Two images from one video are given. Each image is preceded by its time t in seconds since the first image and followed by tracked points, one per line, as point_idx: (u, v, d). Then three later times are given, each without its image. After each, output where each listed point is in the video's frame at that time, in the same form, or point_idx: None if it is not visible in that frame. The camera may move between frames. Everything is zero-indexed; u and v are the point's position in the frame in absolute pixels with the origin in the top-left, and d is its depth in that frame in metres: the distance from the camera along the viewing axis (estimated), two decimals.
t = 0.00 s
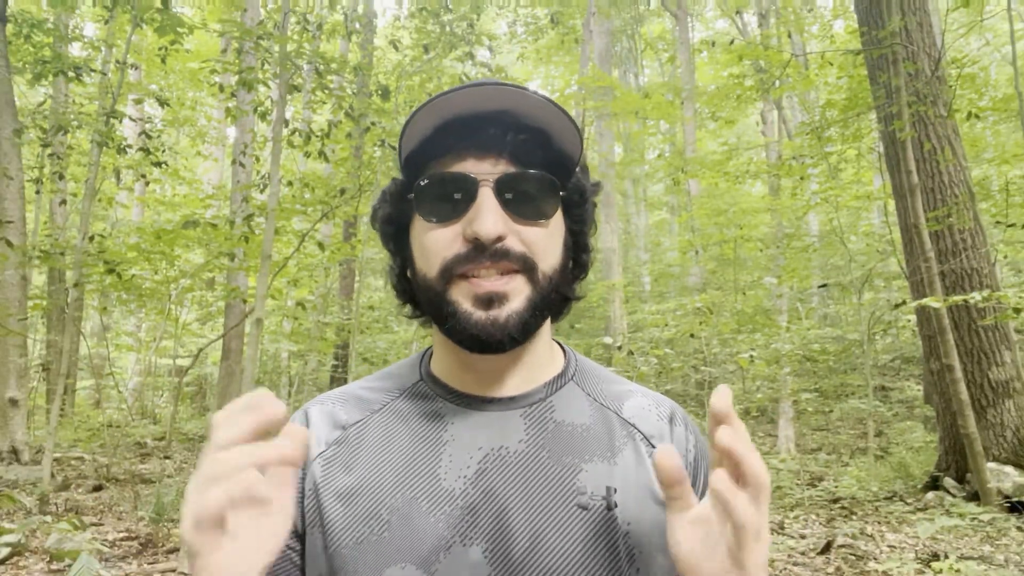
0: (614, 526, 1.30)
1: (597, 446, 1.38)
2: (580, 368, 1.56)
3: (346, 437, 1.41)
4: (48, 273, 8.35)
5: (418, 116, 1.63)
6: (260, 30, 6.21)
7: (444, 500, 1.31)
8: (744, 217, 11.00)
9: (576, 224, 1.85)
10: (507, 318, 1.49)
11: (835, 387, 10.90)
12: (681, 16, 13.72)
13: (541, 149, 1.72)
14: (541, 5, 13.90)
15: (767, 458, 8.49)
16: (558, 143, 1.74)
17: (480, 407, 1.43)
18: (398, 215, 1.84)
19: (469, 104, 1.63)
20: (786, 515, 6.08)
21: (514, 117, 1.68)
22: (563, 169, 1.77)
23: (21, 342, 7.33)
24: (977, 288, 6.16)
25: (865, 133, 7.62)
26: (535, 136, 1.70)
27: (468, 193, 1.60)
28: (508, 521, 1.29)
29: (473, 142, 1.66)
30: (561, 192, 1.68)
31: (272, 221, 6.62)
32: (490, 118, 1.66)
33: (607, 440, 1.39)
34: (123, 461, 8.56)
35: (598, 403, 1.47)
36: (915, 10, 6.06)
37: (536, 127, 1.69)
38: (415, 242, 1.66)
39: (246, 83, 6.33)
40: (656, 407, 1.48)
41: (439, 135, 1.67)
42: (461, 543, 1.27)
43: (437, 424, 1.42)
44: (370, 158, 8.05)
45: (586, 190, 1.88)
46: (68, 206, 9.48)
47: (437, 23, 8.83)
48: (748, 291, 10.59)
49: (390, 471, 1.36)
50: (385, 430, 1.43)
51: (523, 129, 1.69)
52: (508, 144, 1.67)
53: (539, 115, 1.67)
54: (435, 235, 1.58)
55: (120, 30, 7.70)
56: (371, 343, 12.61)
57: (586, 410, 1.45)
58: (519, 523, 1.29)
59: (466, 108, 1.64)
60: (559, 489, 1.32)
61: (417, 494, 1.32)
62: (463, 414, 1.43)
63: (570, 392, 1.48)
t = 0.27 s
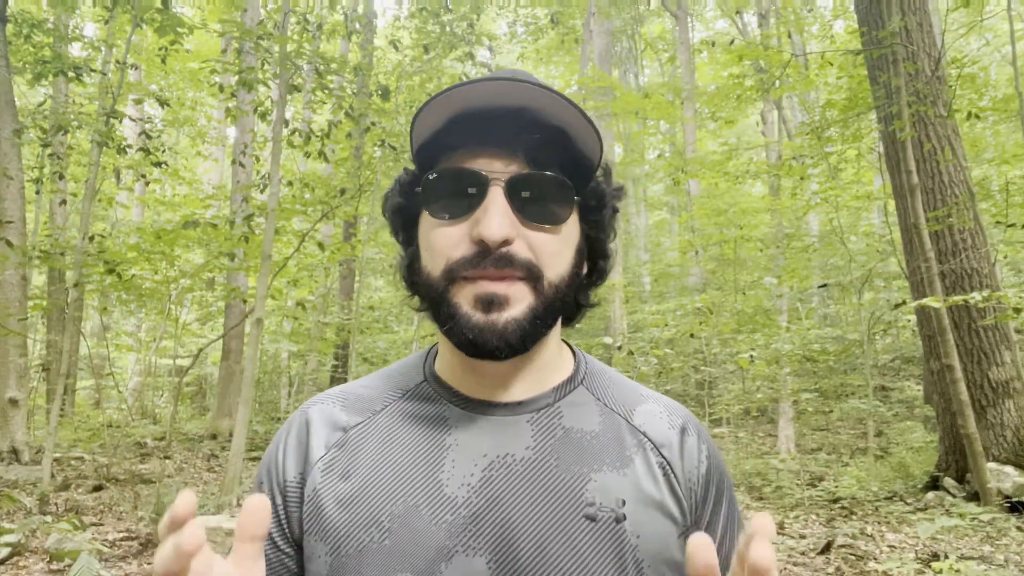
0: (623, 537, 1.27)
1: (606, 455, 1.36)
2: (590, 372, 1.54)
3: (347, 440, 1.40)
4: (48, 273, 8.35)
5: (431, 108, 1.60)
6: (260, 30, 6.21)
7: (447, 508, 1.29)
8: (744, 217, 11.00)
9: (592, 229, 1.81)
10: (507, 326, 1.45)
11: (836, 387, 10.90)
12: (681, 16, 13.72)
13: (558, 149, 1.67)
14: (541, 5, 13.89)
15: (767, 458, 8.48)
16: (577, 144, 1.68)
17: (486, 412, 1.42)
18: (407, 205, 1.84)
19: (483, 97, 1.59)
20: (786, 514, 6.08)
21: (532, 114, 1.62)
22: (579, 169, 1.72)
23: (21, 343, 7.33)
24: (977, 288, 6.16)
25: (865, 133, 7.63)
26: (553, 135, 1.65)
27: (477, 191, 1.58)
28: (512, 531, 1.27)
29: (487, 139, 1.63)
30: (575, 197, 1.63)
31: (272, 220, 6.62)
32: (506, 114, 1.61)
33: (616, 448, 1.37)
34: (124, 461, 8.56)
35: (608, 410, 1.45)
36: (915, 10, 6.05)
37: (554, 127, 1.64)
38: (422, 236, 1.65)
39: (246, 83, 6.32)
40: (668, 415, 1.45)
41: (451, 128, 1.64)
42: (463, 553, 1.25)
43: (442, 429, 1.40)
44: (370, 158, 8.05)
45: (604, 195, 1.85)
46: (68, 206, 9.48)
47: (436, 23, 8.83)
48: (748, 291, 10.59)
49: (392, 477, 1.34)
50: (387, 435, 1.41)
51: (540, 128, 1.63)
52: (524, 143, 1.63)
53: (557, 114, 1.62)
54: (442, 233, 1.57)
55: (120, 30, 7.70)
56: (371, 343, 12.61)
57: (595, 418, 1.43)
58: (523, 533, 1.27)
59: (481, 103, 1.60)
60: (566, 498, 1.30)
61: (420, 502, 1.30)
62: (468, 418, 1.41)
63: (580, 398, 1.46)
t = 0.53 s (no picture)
0: (629, 545, 1.26)
1: (613, 460, 1.35)
2: (598, 374, 1.54)
3: (350, 440, 1.39)
4: (47, 273, 8.35)
5: (440, 103, 1.58)
6: (260, 30, 6.21)
7: (451, 511, 1.29)
8: (744, 217, 11.00)
9: (604, 227, 1.79)
10: (514, 327, 1.46)
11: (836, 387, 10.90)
12: (681, 16, 13.72)
13: (568, 146, 1.66)
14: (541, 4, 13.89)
15: (767, 458, 8.48)
16: (588, 140, 1.67)
17: (493, 413, 1.42)
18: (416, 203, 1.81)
19: (495, 92, 1.58)
20: (786, 514, 6.08)
21: (544, 110, 1.61)
22: (591, 167, 1.72)
23: (21, 343, 7.33)
24: (977, 288, 6.16)
25: (865, 133, 7.63)
26: (563, 131, 1.64)
27: (487, 188, 1.57)
28: (517, 534, 1.26)
29: (498, 135, 1.62)
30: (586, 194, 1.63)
31: (272, 220, 6.62)
32: (516, 110, 1.60)
33: (623, 453, 1.36)
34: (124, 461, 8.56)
35: (615, 414, 1.45)
36: (915, 10, 6.05)
37: (564, 123, 1.63)
38: (430, 234, 1.64)
39: (246, 83, 6.33)
40: (676, 419, 1.44)
41: (462, 124, 1.63)
42: (468, 557, 1.24)
43: (448, 431, 1.40)
44: (370, 158, 8.05)
45: (616, 192, 1.84)
46: (68, 206, 9.48)
47: (436, 23, 8.83)
48: (748, 291, 10.59)
49: (395, 478, 1.34)
50: (392, 436, 1.40)
51: (552, 124, 1.62)
52: (535, 140, 1.62)
53: (568, 110, 1.61)
54: (450, 231, 1.56)
55: (120, 30, 7.70)
56: (371, 343, 12.61)
57: (602, 422, 1.42)
58: (528, 537, 1.26)
59: (492, 98, 1.58)
60: (572, 503, 1.29)
61: (425, 505, 1.30)
62: (475, 420, 1.41)
63: (587, 401, 1.46)
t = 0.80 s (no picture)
0: (628, 534, 1.28)
1: (610, 451, 1.36)
2: (591, 372, 1.53)
3: (358, 435, 1.38)
4: (47, 273, 8.35)
5: (450, 118, 1.55)
6: (260, 30, 6.21)
7: (458, 506, 1.29)
8: (744, 217, 11.00)
9: (601, 231, 1.81)
10: (531, 335, 1.46)
11: (835, 388, 10.90)
12: (681, 16, 13.73)
13: (573, 155, 1.67)
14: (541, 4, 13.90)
15: (767, 458, 8.49)
16: (591, 148, 1.68)
17: (493, 410, 1.41)
18: (422, 211, 1.77)
19: (506, 106, 1.56)
20: (786, 515, 6.08)
21: (553, 122, 1.60)
22: (594, 174, 1.73)
23: (21, 343, 7.32)
24: (977, 288, 6.16)
25: (865, 133, 7.63)
26: (568, 141, 1.64)
27: (498, 198, 1.57)
28: (524, 528, 1.27)
29: (506, 146, 1.60)
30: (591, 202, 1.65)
31: (272, 220, 6.62)
32: (524, 122, 1.59)
33: (619, 445, 1.37)
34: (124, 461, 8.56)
35: (608, 408, 1.46)
36: (915, 10, 6.05)
37: (570, 134, 1.63)
38: (438, 243, 1.62)
39: (246, 83, 6.33)
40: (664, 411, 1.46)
41: (472, 134, 1.60)
42: (475, 550, 1.25)
43: (451, 427, 1.40)
44: (370, 158, 8.04)
45: (614, 196, 1.85)
46: (68, 206, 9.47)
47: (436, 23, 8.84)
48: (748, 291, 10.59)
49: (403, 475, 1.33)
50: (398, 432, 1.39)
51: (560, 135, 1.63)
52: (543, 151, 1.62)
53: (574, 121, 1.61)
54: (462, 241, 1.55)
55: (120, 30, 7.70)
56: (371, 343, 12.62)
57: (598, 416, 1.43)
58: (534, 529, 1.27)
59: (502, 110, 1.56)
60: (573, 495, 1.30)
61: (431, 499, 1.30)
62: (476, 416, 1.41)
63: (582, 397, 1.46)
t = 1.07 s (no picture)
0: (624, 530, 1.28)
1: (604, 448, 1.36)
2: (587, 371, 1.53)
3: (354, 437, 1.40)
4: (48, 273, 8.35)
5: (419, 123, 1.61)
6: (260, 30, 6.21)
7: (453, 505, 1.29)
8: (744, 218, 11.01)
9: (586, 229, 1.76)
10: (506, 330, 1.45)
11: (835, 387, 10.91)
12: (681, 16, 13.73)
13: (547, 155, 1.65)
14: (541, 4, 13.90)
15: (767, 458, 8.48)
16: (564, 148, 1.66)
17: (488, 411, 1.42)
18: (407, 217, 1.84)
19: (470, 109, 1.58)
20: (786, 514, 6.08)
21: (521, 121, 1.60)
22: (572, 171, 1.70)
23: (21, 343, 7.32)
24: (977, 288, 6.16)
25: (865, 133, 7.62)
26: (539, 141, 1.63)
27: (472, 198, 1.57)
28: (518, 526, 1.27)
29: (477, 149, 1.61)
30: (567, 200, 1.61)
31: (272, 221, 6.62)
32: (492, 124, 1.60)
33: (617, 441, 1.36)
34: (124, 461, 8.56)
35: (604, 405, 1.44)
36: (915, 10, 6.05)
37: (540, 133, 1.62)
38: (421, 246, 1.64)
39: (246, 83, 6.32)
40: (660, 407, 1.46)
41: (443, 139, 1.63)
42: (470, 548, 1.25)
43: (446, 427, 1.41)
44: (370, 158, 8.04)
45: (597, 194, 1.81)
46: (69, 206, 9.47)
47: (437, 23, 8.83)
48: (748, 291, 10.58)
49: (398, 475, 1.34)
50: (393, 433, 1.40)
51: (530, 133, 1.62)
52: (513, 151, 1.61)
53: (542, 121, 1.60)
54: (439, 242, 1.56)
55: (121, 30, 7.70)
56: (371, 343, 12.62)
57: (594, 414, 1.42)
58: (528, 527, 1.27)
59: (467, 113, 1.59)
60: (566, 493, 1.31)
61: (426, 498, 1.31)
62: (471, 418, 1.41)
63: (577, 395, 1.45)
